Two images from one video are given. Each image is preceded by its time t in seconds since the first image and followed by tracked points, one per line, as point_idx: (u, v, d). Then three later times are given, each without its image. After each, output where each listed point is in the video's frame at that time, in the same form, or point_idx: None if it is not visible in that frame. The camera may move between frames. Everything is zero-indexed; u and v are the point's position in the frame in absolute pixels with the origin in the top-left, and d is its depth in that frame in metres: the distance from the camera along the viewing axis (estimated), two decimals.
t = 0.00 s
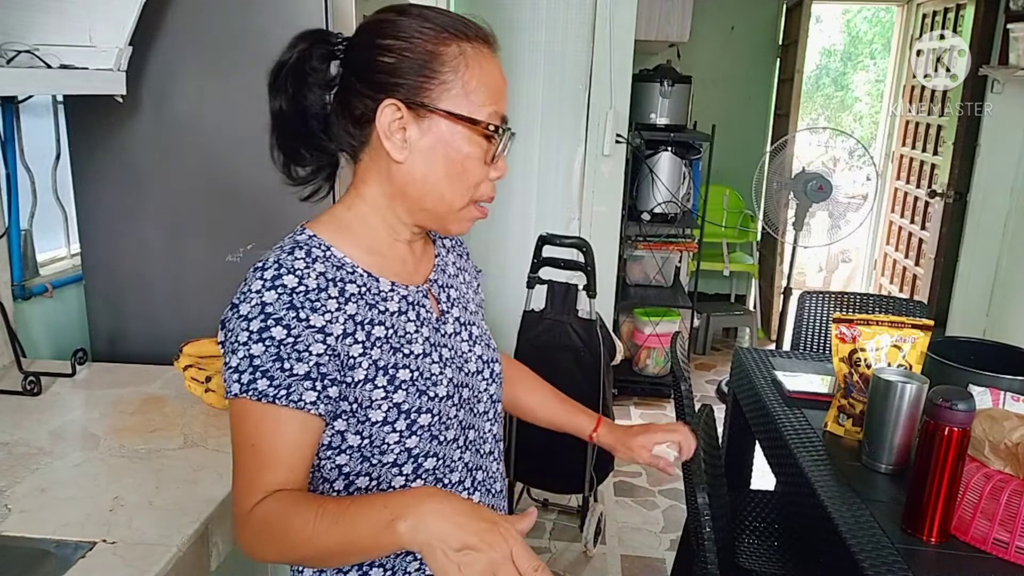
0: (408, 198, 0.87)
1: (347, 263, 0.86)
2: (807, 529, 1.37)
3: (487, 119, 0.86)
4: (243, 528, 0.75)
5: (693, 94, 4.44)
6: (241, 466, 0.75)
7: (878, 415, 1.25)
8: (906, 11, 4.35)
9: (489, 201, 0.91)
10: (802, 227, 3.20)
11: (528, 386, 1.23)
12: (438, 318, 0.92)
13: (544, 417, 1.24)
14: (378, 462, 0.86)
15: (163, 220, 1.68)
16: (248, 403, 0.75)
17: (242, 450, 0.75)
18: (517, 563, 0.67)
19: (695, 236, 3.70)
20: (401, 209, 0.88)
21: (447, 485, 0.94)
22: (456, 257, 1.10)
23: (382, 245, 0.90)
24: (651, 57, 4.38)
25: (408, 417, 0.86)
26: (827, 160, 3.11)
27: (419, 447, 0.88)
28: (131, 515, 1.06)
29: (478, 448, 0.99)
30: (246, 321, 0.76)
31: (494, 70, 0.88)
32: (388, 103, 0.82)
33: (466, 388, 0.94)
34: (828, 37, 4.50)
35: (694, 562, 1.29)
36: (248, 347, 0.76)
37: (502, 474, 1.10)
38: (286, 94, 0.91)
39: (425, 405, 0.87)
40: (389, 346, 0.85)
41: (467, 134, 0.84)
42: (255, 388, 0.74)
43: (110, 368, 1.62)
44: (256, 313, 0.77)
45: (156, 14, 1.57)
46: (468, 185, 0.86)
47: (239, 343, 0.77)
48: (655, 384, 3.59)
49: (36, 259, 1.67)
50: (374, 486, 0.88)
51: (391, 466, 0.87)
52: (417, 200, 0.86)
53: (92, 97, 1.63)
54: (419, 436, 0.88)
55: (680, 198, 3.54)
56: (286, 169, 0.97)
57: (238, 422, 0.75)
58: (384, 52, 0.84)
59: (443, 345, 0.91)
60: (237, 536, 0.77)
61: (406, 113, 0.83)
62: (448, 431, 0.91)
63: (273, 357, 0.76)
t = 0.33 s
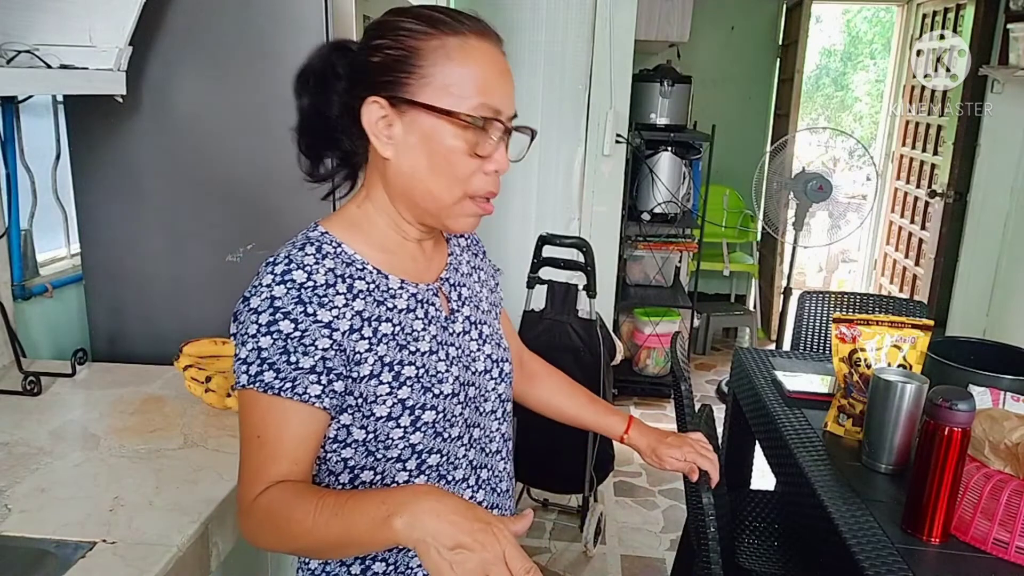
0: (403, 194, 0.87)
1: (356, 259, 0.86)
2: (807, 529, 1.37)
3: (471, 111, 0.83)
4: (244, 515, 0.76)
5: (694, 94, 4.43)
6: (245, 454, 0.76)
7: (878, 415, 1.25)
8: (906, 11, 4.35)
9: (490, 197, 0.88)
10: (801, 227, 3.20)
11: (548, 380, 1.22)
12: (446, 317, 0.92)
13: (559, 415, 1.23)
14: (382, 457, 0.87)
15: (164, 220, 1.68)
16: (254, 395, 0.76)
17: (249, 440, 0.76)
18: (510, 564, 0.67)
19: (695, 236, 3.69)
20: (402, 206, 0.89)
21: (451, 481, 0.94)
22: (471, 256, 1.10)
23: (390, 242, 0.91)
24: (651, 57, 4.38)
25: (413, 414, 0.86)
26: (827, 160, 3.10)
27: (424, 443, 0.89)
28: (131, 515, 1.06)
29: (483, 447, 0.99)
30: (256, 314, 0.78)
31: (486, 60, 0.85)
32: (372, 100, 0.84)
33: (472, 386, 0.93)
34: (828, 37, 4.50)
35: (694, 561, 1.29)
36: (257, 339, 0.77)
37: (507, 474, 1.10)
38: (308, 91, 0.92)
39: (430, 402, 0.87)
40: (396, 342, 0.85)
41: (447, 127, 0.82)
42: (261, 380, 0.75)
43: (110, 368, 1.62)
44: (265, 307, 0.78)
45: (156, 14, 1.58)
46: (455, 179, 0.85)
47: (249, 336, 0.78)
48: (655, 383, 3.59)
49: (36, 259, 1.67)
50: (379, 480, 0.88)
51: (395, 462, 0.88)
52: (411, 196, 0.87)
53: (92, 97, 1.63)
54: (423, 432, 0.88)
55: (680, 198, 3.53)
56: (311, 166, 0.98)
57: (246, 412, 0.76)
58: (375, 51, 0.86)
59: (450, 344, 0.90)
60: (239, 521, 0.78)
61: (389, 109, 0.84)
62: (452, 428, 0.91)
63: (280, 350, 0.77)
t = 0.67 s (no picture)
0: (382, 186, 0.92)
1: (368, 251, 0.87)
2: (807, 530, 1.37)
3: (405, 87, 0.87)
4: (263, 508, 0.75)
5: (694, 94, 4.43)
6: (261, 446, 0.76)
7: (878, 416, 1.25)
8: (906, 11, 4.35)
9: (455, 170, 0.90)
10: (801, 227, 3.20)
11: (550, 392, 1.22)
12: (455, 310, 0.93)
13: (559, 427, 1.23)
14: (391, 448, 0.87)
15: (164, 220, 1.68)
16: (270, 383, 0.75)
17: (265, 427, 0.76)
18: (541, 541, 0.69)
19: (695, 236, 3.69)
20: (387, 199, 0.93)
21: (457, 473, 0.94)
22: (476, 253, 1.11)
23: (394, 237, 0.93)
24: (651, 57, 4.38)
25: (423, 404, 0.86)
26: (827, 160, 3.10)
27: (432, 434, 0.89)
28: (131, 515, 1.06)
29: (489, 440, 0.99)
30: (271, 303, 0.77)
31: (419, 33, 0.88)
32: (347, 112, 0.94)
33: (480, 378, 0.94)
34: (829, 37, 4.50)
35: (694, 559, 1.29)
36: (273, 327, 0.77)
37: (509, 469, 1.09)
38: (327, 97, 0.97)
39: (439, 392, 0.87)
40: (408, 332, 0.85)
41: (388, 109, 0.87)
42: (278, 367, 0.74)
43: (110, 368, 1.62)
44: (280, 295, 0.78)
45: (156, 14, 1.58)
46: (408, 157, 0.88)
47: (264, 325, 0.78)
48: (655, 384, 3.59)
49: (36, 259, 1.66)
50: (386, 471, 0.88)
51: (403, 452, 0.87)
52: (386, 186, 0.91)
53: (92, 97, 1.63)
54: (433, 423, 0.88)
55: (679, 198, 3.53)
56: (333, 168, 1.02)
57: (261, 400, 0.76)
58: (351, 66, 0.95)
59: (459, 336, 0.91)
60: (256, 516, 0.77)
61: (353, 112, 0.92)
62: (461, 419, 0.91)
63: (296, 338, 0.76)
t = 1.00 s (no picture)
0: (372, 185, 0.92)
1: (363, 248, 0.87)
2: (807, 529, 1.37)
3: (386, 84, 0.88)
4: (245, 498, 0.75)
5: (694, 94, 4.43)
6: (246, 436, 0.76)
7: (879, 415, 1.25)
8: (906, 11, 4.35)
9: (438, 160, 0.90)
10: (801, 227, 3.20)
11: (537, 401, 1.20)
12: (450, 310, 0.93)
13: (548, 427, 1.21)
14: (378, 443, 0.86)
15: (164, 220, 1.68)
16: (257, 374, 0.75)
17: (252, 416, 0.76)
18: None
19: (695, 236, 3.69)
20: (378, 197, 0.93)
21: (446, 470, 0.93)
22: (479, 256, 1.10)
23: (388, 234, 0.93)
24: (651, 57, 4.38)
25: (411, 400, 0.86)
26: (827, 160, 3.10)
27: (420, 431, 0.88)
28: (131, 515, 1.06)
29: (481, 439, 0.98)
30: (262, 296, 0.78)
31: (399, 32, 0.90)
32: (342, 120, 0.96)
33: (473, 378, 0.93)
34: (829, 37, 4.50)
35: (694, 560, 1.29)
36: (262, 320, 0.77)
37: (504, 469, 1.09)
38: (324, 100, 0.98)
39: (428, 389, 0.87)
40: (398, 329, 0.85)
41: (371, 106, 0.89)
42: (263, 358, 0.75)
43: (110, 368, 1.62)
44: (271, 288, 0.78)
45: (156, 14, 1.58)
46: (392, 150, 0.89)
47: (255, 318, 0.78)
48: (655, 384, 3.59)
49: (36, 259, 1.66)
50: (374, 467, 0.87)
51: (391, 448, 0.87)
52: (375, 184, 0.92)
53: (92, 97, 1.63)
54: (420, 419, 0.88)
55: (680, 198, 3.53)
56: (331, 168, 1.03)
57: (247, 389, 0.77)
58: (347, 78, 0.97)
59: (453, 335, 0.91)
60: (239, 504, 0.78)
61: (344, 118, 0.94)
62: (450, 417, 0.91)
63: (284, 330, 0.77)
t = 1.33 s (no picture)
0: (365, 184, 0.93)
1: (358, 244, 0.88)
2: (807, 528, 1.37)
3: (374, 84, 0.89)
4: (274, 499, 0.78)
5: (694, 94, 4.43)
6: (268, 437, 0.77)
7: (878, 414, 1.25)
8: (906, 11, 4.35)
9: (427, 158, 0.90)
10: (801, 227, 3.20)
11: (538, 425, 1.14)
12: (446, 309, 0.92)
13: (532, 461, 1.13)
14: (371, 437, 0.87)
15: (164, 220, 1.68)
16: (261, 366, 0.78)
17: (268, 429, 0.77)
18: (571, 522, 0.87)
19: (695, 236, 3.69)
20: (371, 197, 0.93)
21: (441, 466, 0.93)
22: (479, 260, 1.09)
23: (381, 234, 0.93)
24: (651, 57, 4.38)
25: (403, 394, 0.87)
26: (827, 160, 3.10)
27: (412, 425, 0.89)
28: (131, 515, 1.06)
29: (478, 437, 0.98)
30: (262, 291, 0.79)
31: (385, 32, 0.90)
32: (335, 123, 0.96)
33: (468, 374, 0.93)
34: (829, 37, 4.50)
35: (694, 559, 1.29)
36: (263, 314, 0.79)
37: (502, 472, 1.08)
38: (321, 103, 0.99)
39: (420, 383, 0.88)
40: (392, 323, 0.86)
41: (360, 107, 0.89)
42: (265, 351, 0.77)
43: (110, 368, 1.62)
44: (270, 283, 0.80)
45: (156, 14, 1.58)
46: (382, 149, 0.89)
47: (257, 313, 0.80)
48: (655, 383, 3.60)
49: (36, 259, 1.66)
50: (368, 461, 0.88)
51: (384, 443, 0.88)
52: (368, 183, 0.92)
53: (92, 97, 1.63)
54: (413, 413, 0.88)
55: (679, 198, 3.53)
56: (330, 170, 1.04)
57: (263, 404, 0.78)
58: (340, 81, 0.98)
59: (448, 332, 0.91)
60: (258, 503, 0.79)
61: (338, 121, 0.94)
62: (444, 412, 0.91)
63: (283, 323, 0.78)
